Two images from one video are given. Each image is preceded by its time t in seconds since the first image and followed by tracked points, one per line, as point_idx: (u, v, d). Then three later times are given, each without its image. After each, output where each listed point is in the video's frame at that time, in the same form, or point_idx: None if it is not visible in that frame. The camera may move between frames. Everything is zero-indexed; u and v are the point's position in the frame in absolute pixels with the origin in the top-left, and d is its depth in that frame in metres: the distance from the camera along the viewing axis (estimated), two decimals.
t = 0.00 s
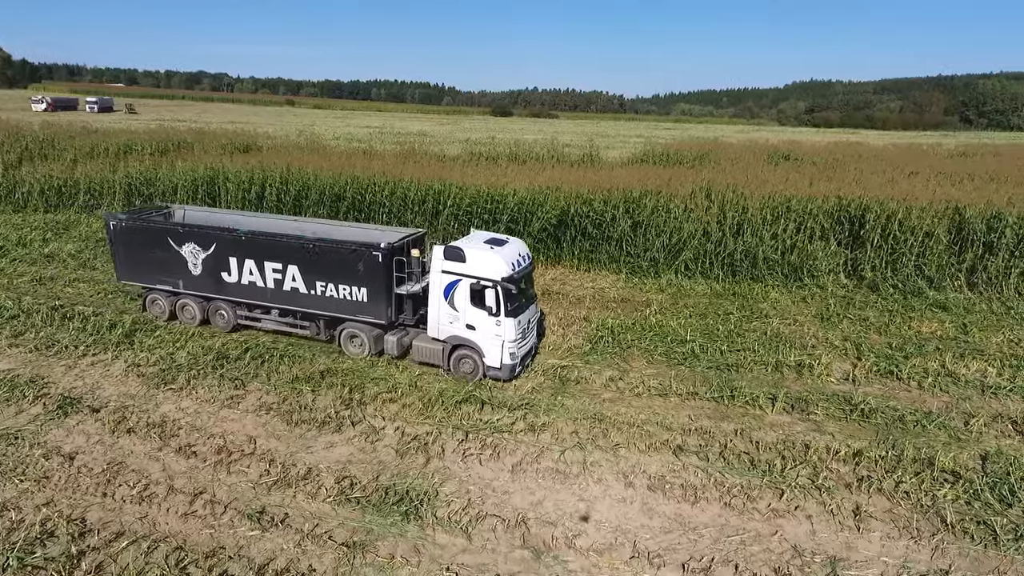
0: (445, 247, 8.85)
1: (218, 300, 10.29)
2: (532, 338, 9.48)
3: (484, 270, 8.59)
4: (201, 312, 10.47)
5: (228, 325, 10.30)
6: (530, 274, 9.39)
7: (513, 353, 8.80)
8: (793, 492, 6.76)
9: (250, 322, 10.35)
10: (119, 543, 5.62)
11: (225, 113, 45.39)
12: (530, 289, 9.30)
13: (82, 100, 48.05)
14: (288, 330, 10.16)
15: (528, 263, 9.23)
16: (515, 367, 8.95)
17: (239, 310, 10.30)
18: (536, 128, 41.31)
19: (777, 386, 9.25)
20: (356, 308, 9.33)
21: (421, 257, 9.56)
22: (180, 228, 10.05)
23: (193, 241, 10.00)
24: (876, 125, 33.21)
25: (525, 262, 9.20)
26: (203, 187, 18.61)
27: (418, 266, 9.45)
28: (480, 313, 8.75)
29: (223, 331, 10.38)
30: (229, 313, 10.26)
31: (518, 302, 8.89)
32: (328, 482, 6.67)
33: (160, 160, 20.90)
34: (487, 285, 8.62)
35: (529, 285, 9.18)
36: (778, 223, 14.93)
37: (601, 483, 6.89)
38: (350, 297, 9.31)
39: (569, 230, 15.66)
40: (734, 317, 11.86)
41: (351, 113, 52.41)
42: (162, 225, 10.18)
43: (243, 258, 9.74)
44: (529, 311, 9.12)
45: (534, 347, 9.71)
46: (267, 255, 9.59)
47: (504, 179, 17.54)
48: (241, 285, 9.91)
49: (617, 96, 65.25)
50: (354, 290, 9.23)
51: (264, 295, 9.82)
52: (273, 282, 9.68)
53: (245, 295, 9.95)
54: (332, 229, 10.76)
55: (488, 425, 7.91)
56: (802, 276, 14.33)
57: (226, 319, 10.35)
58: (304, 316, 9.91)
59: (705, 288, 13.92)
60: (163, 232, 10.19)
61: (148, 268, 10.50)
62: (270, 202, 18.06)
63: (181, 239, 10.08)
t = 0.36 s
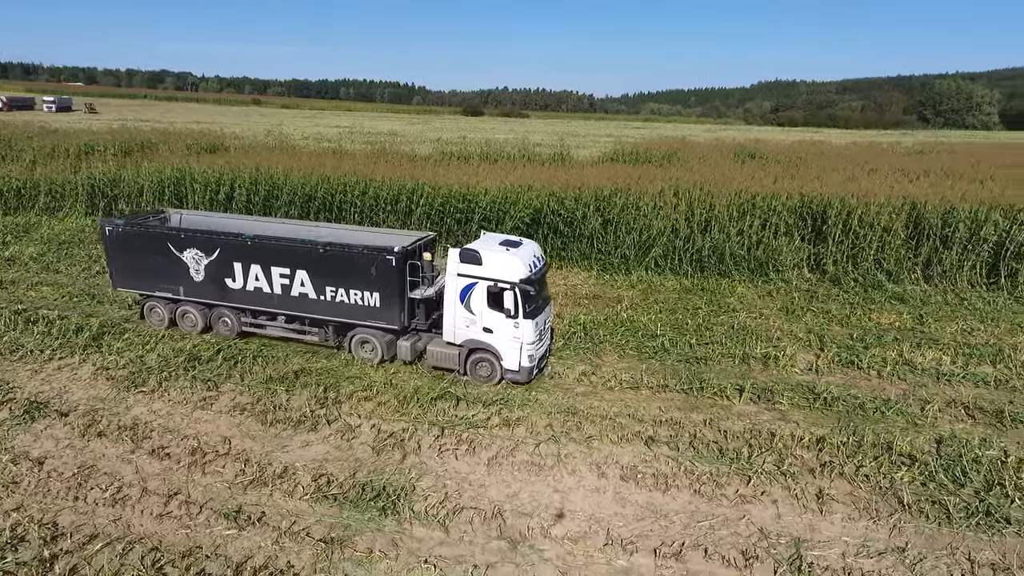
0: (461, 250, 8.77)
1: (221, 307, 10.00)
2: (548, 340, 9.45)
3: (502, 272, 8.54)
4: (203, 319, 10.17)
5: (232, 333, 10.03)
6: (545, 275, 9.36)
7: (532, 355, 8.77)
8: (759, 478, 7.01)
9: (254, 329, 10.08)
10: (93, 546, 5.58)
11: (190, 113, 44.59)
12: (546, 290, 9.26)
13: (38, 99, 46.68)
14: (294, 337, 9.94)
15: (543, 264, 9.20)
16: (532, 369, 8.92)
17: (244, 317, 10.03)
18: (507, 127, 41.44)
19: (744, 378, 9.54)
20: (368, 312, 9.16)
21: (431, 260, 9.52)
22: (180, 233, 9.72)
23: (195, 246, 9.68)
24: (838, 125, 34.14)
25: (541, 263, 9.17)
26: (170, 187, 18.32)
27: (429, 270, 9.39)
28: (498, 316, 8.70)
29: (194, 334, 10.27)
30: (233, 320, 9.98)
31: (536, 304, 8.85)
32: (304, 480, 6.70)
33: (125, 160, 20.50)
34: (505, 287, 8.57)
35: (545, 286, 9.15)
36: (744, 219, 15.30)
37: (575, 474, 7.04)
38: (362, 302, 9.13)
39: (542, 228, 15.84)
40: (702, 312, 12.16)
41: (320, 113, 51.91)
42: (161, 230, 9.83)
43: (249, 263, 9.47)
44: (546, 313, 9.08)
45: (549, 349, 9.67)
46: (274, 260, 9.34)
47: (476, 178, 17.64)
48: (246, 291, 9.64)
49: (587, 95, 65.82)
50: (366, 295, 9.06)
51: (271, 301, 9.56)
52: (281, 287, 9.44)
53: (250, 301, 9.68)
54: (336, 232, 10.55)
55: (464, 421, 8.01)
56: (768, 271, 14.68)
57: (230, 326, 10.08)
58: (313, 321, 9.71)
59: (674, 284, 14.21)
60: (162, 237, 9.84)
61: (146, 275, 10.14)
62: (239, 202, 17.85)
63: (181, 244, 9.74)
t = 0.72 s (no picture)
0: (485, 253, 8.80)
1: (230, 314, 9.81)
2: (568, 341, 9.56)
3: (527, 274, 8.62)
4: (211, 327, 9.97)
5: (241, 340, 9.83)
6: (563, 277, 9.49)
7: (556, 356, 8.86)
8: (725, 465, 7.27)
9: (264, 336, 9.90)
10: (64, 549, 5.55)
11: (152, 113, 43.64)
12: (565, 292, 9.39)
13: None
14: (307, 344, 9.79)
15: (563, 266, 9.33)
16: (556, 370, 9.00)
17: (253, 324, 9.84)
18: (475, 127, 41.52)
19: (711, 369, 9.84)
20: (385, 318, 9.07)
21: (448, 263, 9.42)
22: (187, 240, 9.51)
23: (203, 253, 9.48)
24: (798, 124, 35.09)
25: (561, 265, 9.30)
26: (132, 189, 17.95)
27: (446, 273, 9.29)
28: (523, 318, 8.76)
29: (162, 336, 10.14)
30: (242, 328, 9.80)
31: (559, 306, 8.96)
32: (279, 478, 6.72)
33: (84, 161, 20.02)
34: (531, 289, 8.64)
35: (565, 288, 9.28)
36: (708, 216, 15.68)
37: (547, 465, 7.21)
38: (379, 307, 9.04)
39: (513, 226, 16.01)
40: (669, 306, 12.46)
41: (285, 113, 51.28)
42: (167, 236, 9.61)
43: (260, 269, 9.30)
44: (568, 314, 9.20)
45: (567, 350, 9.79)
46: (287, 265, 9.19)
47: (445, 178, 17.72)
48: (257, 298, 9.46)
49: (555, 95, 66.28)
50: (384, 300, 8.96)
51: (283, 308, 9.41)
52: (295, 294, 9.29)
53: (261, 308, 9.51)
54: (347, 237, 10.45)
55: (437, 417, 8.11)
56: (732, 266, 15.08)
57: (238, 334, 9.89)
58: (326, 327, 9.57)
59: (642, 280, 14.51)
60: (168, 244, 9.62)
61: (151, 283, 9.91)
62: (204, 203, 17.61)
63: (189, 250, 9.54)
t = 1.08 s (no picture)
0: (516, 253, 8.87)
1: (250, 320, 9.72)
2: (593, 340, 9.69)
3: (559, 274, 8.70)
4: (230, 333, 9.86)
5: (262, 347, 9.74)
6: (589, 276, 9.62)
7: (588, 355, 8.99)
8: (698, 453, 7.51)
9: (285, 342, 9.83)
10: (45, 550, 5.56)
11: (119, 113, 42.80)
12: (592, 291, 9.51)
13: None
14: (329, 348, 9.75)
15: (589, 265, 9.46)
16: (587, 369, 9.12)
17: (274, 330, 9.76)
18: (450, 127, 41.55)
19: (684, 362, 10.10)
20: (413, 321, 9.09)
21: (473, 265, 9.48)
22: (206, 245, 9.38)
23: (223, 259, 9.36)
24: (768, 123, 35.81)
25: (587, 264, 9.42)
26: (103, 190, 17.62)
27: (472, 275, 9.30)
28: (555, 318, 8.85)
29: (137, 338, 10.06)
30: (263, 333, 9.72)
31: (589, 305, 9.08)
32: (261, 476, 6.78)
33: (51, 162, 19.64)
34: (563, 289, 8.73)
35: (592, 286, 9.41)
36: (680, 213, 15.99)
37: (526, 457, 7.37)
38: (407, 311, 9.05)
39: (489, 225, 16.15)
40: (643, 302, 12.72)
41: (256, 113, 50.68)
42: (184, 242, 9.46)
43: (283, 275, 9.23)
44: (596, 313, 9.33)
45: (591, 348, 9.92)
46: (312, 270, 9.14)
47: (420, 177, 17.78)
48: (280, 303, 9.39)
49: (528, 95, 66.59)
50: (412, 303, 8.98)
51: (307, 313, 9.36)
52: (319, 299, 9.25)
53: (284, 313, 9.44)
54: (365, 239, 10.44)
55: (418, 413, 8.21)
56: (704, 262, 15.42)
57: (258, 340, 9.80)
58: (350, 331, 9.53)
59: (617, 276, 14.76)
60: (185, 250, 9.47)
61: (166, 290, 9.74)
62: (177, 204, 17.41)
63: (208, 256, 9.40)
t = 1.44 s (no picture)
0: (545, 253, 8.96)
1: (273, 323, 9.63)
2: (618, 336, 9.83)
3: (589, 272, 8.81)
4: (251, 337, 9.76)
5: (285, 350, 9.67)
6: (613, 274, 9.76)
7: (617, 351, 9.12)
8: (677, 444, 7.70)
9: (309, 345, 9.76)
10: (30, 550, 5.58)
11: (91, 114, 42.06)
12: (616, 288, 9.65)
13: None
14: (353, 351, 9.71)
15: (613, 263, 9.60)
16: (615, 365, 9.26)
17: (297, 333, 9.70)
18: (429, 127, 41.49)
19: (664, 357, 10.31)
20: (440, 323, 9.08)
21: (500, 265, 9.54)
22: (228, 248, 9.27)
23: (245, 262, 9.26)
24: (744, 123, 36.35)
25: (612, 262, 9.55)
26: (78, 190, 17.34)
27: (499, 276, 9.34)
28: (585, 316, 8.97)
29: (117, 340, 9.99)
30: (286, 337, 9.65)
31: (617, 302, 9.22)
32: (246, 473, 6.82)
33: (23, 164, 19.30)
34: (593, 287, 8.84)
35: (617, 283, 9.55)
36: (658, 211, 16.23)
37: (510, 451, 7.50)
38: (435, 313, 9.04)
39: (470, 224, 16.25)
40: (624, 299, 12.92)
41: (232, 113, 50.15)
42: (205, 245, 9.33)
43: (308, 277, 9.16)
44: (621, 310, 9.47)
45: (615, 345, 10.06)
46: (337, 273, 9.08)
47: (401, 177, 17.81)
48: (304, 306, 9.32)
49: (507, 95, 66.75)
50: (441, 305, 8.97)
51: (332, 315, 9.30)
52: (345, 301, 9.19)
53: (308, 316, 9.37)
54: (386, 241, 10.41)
55: (401, 410, 8.30)
56: (682, 259, 15.69)
57: (280, 344, 9.72)
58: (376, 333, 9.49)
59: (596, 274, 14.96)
60: (206, 253, 9.36)
61: (185, 294, 9.62)
62: (154, 205, 17.24)
63: (229, 259, 9.30)
